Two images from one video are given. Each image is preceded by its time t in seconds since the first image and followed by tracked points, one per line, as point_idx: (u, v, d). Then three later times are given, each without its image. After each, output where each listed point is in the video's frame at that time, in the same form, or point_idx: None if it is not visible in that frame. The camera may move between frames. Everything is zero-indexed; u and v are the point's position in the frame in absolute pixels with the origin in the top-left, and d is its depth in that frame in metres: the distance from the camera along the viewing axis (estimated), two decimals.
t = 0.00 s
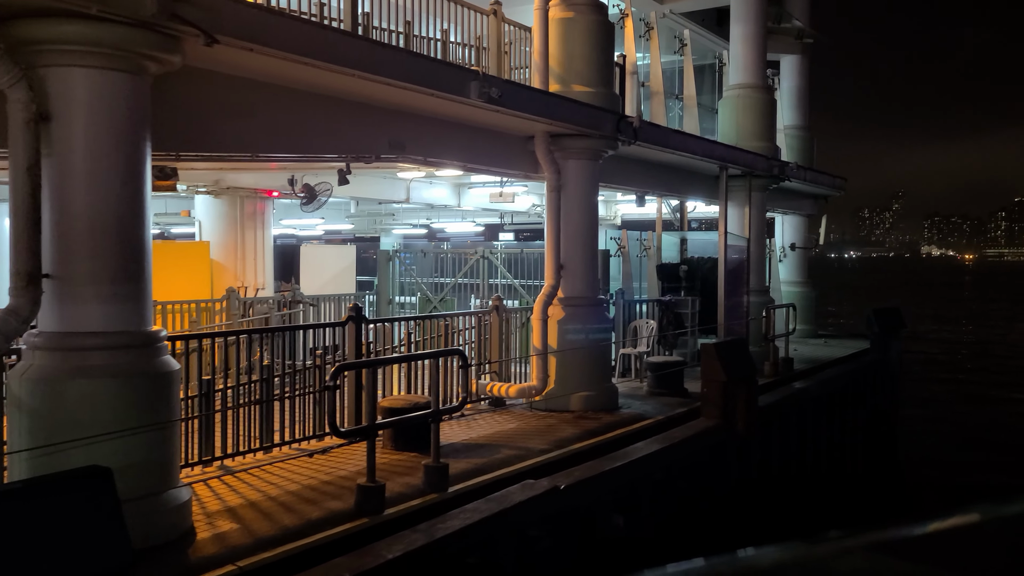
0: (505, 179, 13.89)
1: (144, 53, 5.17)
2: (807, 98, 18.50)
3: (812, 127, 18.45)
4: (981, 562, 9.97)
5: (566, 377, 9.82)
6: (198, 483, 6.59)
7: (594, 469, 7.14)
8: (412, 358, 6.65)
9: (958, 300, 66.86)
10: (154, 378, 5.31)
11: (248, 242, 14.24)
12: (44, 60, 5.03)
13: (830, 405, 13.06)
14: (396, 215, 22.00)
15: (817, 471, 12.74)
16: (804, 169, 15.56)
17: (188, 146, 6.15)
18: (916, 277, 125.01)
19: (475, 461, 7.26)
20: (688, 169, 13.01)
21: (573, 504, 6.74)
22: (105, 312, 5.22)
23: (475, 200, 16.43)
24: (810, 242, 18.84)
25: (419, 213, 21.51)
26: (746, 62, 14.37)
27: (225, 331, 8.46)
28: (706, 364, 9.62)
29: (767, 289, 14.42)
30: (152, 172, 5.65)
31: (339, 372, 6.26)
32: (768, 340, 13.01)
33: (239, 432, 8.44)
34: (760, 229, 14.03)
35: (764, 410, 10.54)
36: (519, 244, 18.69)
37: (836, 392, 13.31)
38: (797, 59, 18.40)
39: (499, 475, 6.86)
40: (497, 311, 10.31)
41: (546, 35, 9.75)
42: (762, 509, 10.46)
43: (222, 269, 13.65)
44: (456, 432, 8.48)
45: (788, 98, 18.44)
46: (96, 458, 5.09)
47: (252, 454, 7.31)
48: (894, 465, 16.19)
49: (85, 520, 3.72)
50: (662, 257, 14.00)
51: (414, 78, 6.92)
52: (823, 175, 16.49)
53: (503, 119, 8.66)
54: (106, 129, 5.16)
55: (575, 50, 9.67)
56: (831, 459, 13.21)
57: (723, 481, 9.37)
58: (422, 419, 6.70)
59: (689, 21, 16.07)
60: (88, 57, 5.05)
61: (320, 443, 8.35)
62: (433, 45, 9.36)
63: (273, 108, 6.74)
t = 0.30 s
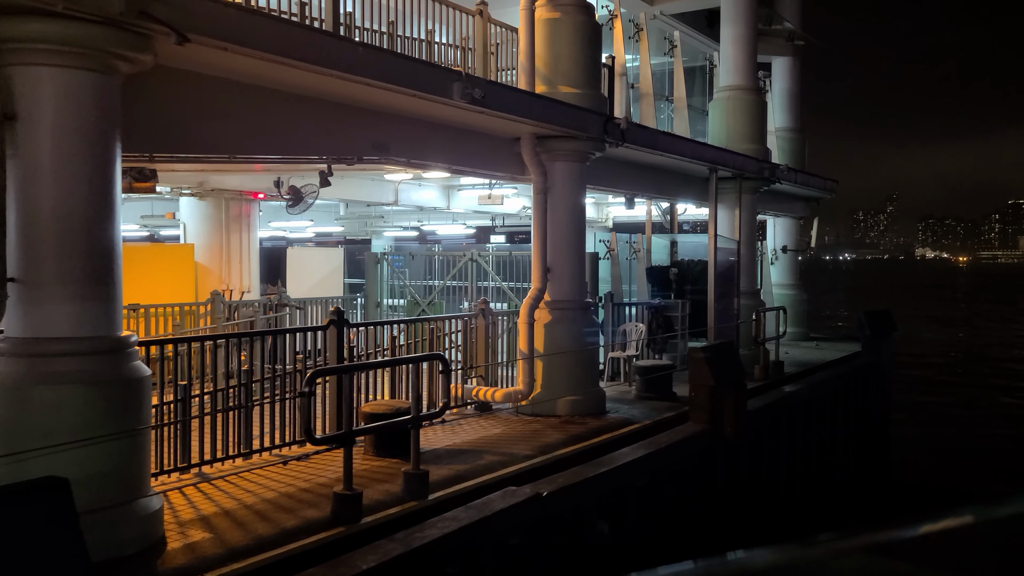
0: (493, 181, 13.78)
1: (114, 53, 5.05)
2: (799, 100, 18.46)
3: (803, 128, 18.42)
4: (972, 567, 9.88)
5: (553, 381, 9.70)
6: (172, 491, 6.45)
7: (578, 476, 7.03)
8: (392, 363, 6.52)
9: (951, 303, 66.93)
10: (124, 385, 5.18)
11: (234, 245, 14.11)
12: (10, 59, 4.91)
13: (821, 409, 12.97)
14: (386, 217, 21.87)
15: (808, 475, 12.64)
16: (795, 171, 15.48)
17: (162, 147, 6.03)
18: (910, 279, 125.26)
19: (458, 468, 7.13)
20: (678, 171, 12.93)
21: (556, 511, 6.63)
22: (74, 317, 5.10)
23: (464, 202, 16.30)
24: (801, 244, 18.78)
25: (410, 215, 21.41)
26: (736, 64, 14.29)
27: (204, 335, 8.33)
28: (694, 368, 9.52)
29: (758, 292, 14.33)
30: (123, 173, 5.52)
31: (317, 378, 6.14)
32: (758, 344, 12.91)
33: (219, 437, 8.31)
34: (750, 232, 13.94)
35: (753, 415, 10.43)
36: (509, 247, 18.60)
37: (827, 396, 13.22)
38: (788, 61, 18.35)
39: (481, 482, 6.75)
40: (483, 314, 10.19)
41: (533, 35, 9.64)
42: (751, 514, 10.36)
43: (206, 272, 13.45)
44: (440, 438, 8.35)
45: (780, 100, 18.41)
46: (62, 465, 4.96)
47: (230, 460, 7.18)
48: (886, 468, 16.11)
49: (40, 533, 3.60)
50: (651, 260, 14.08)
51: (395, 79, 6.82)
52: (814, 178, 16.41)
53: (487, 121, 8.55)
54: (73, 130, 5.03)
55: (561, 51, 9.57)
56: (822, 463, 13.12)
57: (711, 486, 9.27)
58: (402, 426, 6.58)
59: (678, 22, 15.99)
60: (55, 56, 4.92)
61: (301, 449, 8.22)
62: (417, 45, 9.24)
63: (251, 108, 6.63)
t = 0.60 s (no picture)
0: (484, 186, 13.70)
1: (84, 53, 4.94)
2: (792, 104, 18.40)
3: (797, 133, 18.37)
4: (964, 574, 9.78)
5: (540, 387, 9.60)
6: (147, 500, 6.33)
7: (563, 484, 6.93)
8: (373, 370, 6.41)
9: (948, 307, 66.90)
10: (94, 392, 5.06)
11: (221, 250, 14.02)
12: None
13: (813, 414, 12.88)
14: (379, 222, 21.75)
15: (800, 481, 12.54)
16: (788, 175, 15.41)
17: (137, 150, 5.93)
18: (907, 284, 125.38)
19: (440, 476, 7.02)
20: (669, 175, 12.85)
21: (539, 520, 6.52)
22: (41, 323, 4.96)
23: (456, 207, 16.16)
24: (794, 249, 18.69)
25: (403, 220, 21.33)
26: (728, 68, 14.21)
27: (187, 340, 8.23)
28: (683, 374, 9.43)
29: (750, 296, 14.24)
30: (93, 175, 5.40)
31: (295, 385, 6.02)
32: (750, 349, 12.83)
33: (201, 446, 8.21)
34: (742, 236, 13.86)
35: (743, 421, 10.33)
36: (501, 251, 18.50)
37: (820, 401, 13.13)
38: (781, 65, 18.28)
39: (463, 490, 6.64)
40: (471, 319, 10.09)
41: (520, 38, 9.56)
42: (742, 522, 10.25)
43: (194, 277, 13.38)
44: (425, 445, 8.24)
45: (773, 104, 18.36)
46: (27, 475, 4.82)
47: (210, 468, 7.07)
48: (880, 474, 16.00)
49: None
50: (643, 264, 13.98)
51: (376, 80, 6.74)
52: (807, 182, 16.34)
53: (473, 124, 8.47)
54: (41, 132, 4.92)
55: (549, 54, 9.48)
56: (814, 470, 13.03)
57: (700, 494, 9.17)
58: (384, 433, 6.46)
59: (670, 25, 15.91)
60: (23, 56, 4.80)
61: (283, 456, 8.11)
62: (403, 48, 9.15)
63: (228, 111, 6.54)
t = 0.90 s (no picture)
0: (473, 188, 13.60)
1: (52, 51, 4.80)
2: (785, 106, 18.35)
3: (790, 135, 18.30)
4: None
5: (529, 392, 9.47)
6: (122, 508, 6.18)
7: (548, 491, 6.80)
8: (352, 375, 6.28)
9: (944, 310, 66.86)
10: (62, 399, 4.93)
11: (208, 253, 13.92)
12: None
13: (806, 419, 12.78)
14: (371, 225, 21.62)
15: (793, 486, 12.41)
16: (781, 178, 15.34)
17: (110, 150, 5.80)
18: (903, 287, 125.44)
19: (423, 483, 6.88)
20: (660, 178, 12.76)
21: (523, 528, 6.40)
22: (7, 328, 4.83)
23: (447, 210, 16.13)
24: (788, 251, 18.57)
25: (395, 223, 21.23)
26: (720, 70, 14.11)
27: (168, 345, 8.09)
28: (673, 378, 9.31)
29: (743, 299, 14.14)
30: (63, 176, 5.25)
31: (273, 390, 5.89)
32: (742, 352, 12.72)
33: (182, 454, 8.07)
34: (734, 238, 13.76)
35: (734, 425, 10.20)
36: (493, 255, 18.39)
37: (813, 405, 13.02)
38: (774, 67, 18.19)
39: (446, 498, 6.51)
40: (458, 323, 9.96)
41: (507, 38, 9.45)
42: (734, 528, 10.13)
43: (180, 280, 13.27)
44: (409, 451, 8.11)
45: (766, 106, 18.30)
46: None
47: (188, 476, 6.92)
48: (875, 479, 15.87)
49: None
50: (633, 267, 13.79)
51: (356, 80, 6.62)
52: (800, 184, 16.26)
53: (459, 125, 8.36)
54: (6, 132, 4.76)
55: (536, 55, 9.37)
56: (808, 475, 12.92)
57: (690, 499, 9.05)
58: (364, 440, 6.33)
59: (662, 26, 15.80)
60: None
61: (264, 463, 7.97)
62: (389, 48, 9.03)
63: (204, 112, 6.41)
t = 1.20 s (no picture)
0: (463, 190, 13.47)
1: (20, 48, 4.63)
2: (778, 107, 18.25)
3: (783, 136, 18.21)
4: None
5: (516, 395, 9.35)
6: (95, 516, 6.02)
7: (532, 497, 6.67)
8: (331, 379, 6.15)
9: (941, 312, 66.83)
10: (28, 405, 4.80)
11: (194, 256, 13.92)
12: None
13: (799, 422, 12.66)
14: (364, 227, 21.49)
15: (786, 490, 12.28)
16: (774, 179, 15.23)
17: (80, 149, 5.66)
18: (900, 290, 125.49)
19: (405, 489, 6.75)
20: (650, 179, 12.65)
21: (506, 534, 6.26)
22: None
23: (437, 212, 16.03)
24: (782, 253, 18.47)
25: (387, 226, 21.12)
26: (712, 70, 14.00)
27: (147, 349, 7.95)
28: (663, 381, 9.19)
29: (735, 301, 14.03)
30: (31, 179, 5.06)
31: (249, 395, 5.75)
32: (734, 355, 12.61)
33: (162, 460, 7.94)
34: (726, 240, 13.65)
35: (725, 429, 10.08)
36: (485, 257, 18.27)
37: (806, 408, 12.90)
38: (767, 68, 18.11)
39: (428, 504, 6.37)
40: (445, 326, 9.82)
41: (494, 37, 9.34)
42: (726, 533, 10.00)
43: (165, 283, 13.30)
44: (393, 456, 7.97)
45: (759, 107, 18.20)
46: None
47: (165, 482, 6.78)
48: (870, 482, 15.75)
49: None
50: (625, 269, 13.85)
51: (335, 78, 6.49)
52: (793, 186, 16.16)
53: (444, 125, 8.24)
54: None
55: (523, 54, 9.26)
56: (801, 479, 12.80)
57: (680, 504, 8.92)
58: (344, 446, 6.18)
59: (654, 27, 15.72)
60: None
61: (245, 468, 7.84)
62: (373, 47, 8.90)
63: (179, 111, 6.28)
